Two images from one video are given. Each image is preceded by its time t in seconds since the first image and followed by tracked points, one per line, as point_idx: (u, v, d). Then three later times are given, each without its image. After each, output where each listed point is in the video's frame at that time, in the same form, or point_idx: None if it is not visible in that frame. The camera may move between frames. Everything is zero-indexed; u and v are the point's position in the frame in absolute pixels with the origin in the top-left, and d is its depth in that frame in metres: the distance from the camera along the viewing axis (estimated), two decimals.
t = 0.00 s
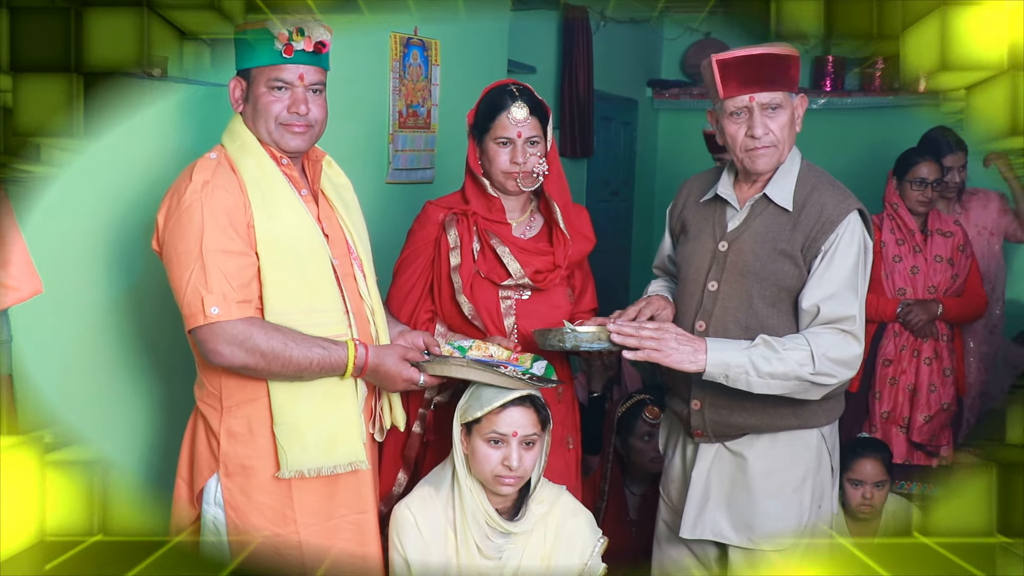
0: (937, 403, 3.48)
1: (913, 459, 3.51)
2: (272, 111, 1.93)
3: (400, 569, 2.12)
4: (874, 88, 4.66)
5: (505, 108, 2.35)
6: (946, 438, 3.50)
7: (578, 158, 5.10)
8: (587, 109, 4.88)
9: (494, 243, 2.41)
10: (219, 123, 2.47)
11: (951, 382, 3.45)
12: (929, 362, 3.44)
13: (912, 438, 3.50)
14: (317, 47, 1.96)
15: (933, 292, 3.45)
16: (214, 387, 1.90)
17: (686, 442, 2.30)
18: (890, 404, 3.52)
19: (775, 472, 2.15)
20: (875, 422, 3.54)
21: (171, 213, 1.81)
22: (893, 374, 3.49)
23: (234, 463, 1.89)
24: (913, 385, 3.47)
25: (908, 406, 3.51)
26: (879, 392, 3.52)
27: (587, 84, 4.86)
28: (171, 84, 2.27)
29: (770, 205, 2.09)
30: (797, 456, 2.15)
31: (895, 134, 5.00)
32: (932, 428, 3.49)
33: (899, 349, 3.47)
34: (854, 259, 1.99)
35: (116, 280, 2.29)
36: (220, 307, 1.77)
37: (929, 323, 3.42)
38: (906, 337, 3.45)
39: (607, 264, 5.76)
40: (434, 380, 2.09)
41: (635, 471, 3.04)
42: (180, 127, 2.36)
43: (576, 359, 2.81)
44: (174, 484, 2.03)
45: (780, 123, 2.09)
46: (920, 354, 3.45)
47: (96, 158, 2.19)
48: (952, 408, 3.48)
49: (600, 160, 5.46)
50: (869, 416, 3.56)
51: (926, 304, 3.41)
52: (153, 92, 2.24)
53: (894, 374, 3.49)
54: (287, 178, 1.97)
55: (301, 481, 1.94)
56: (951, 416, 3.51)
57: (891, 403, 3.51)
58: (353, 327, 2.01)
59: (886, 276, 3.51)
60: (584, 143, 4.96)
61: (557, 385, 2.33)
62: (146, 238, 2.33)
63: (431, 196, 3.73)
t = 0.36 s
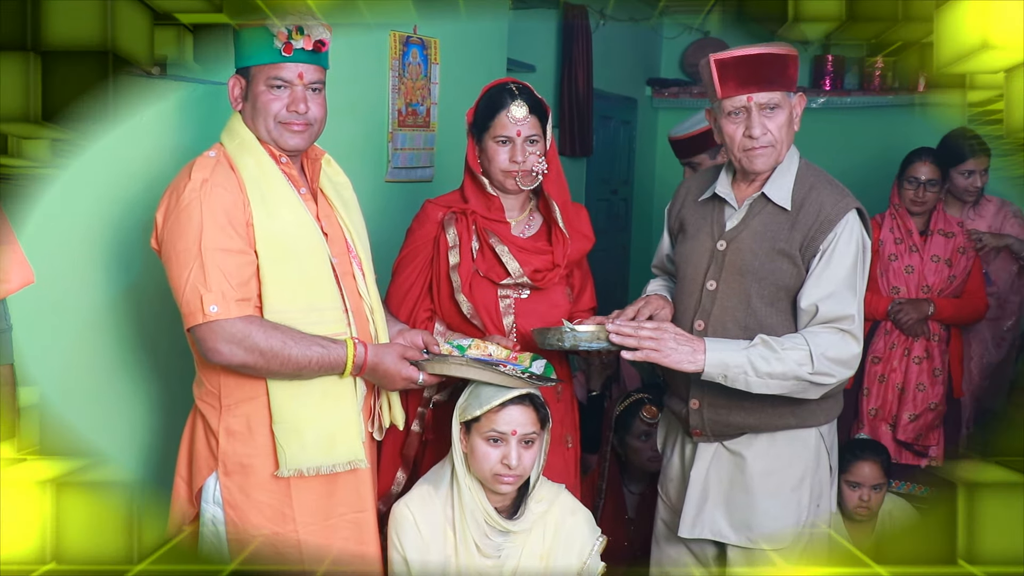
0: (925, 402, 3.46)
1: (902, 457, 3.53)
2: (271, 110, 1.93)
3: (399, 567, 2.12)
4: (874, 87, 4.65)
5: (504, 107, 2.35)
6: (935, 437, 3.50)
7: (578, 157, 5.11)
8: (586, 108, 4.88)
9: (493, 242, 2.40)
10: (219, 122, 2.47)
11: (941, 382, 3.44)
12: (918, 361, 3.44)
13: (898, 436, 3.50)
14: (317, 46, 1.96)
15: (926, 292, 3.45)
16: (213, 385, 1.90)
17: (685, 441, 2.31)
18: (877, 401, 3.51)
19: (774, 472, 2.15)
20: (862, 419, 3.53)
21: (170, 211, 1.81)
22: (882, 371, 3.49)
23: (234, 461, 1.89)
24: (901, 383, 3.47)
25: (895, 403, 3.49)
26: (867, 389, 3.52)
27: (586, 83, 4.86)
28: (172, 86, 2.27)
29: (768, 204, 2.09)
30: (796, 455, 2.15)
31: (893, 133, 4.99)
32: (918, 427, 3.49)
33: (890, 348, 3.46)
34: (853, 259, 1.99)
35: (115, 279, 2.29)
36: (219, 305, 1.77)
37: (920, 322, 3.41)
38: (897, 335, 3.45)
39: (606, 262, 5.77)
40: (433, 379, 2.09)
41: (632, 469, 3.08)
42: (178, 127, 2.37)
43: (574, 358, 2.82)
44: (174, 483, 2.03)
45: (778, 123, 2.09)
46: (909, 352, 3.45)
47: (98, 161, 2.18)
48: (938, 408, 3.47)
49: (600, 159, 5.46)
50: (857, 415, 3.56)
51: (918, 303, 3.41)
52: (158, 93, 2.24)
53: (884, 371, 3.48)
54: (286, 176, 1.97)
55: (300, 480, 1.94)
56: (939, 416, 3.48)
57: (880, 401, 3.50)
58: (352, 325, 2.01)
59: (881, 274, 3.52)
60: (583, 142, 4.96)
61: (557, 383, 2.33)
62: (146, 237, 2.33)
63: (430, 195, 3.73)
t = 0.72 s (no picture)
0: (913, 398, 3.46)
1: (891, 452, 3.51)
2: (273, 104, 1.93)
3: (399, 563, 2.12)
4: (875, 83, 4.64)
5: (505, 102, 2.35)
6: (923, 434, 3.49)
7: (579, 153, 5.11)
8: (587, 103, 4.88)
9: (494, 237, 2.40)
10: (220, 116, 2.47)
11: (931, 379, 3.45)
12: (909, 358, 3.44)
13: (885, 430, 3.47)
14: (319, 40, 1.95)
15: (920, 289, 3.45)
16: (214, 380, 1.90)
17: (684, 437, 2.31)
18: (869, 396, 3.50)
19: (773, 468, 2.15)
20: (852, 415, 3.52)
21: (171, 205, 1.80)
22: (873, 367, 3.48)
23: (234, 456, 1.89)
24: (891, 379, 3.46)
25: (886, 399, 3.47)
26: (858, 384, 3.52)
27: (587, 78, 4.86)
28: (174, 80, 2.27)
29: (768, 200, 2.09)
30: (795, 451, 2.15)
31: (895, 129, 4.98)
32: (906, 423, 3.46)
33: (880, 343, 3.47)
34: (853, 255, 1.99)
35: (116, 274, 2.29)
36: (220, 300, 1.77)
37: (912, 318, 3.41)
38: (888, 331, 3.45)
39: (607, 258, 5.77)
40: (434, 374, 2.08)
41: (632, 465, 3.09)
42: (181, 121, 2.36)
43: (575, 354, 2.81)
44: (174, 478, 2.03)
45: (778, 119, 2.09)
46: (901, 348, 3.44)
47: (98, 156, 2.18)
48: (928, 405, 3.46)
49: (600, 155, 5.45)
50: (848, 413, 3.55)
51: (910, 299, 3.41)
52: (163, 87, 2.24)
53: (874, 367, 3.48)
54: (288, 171, 1.97)
55: (300, 474, 1.94)
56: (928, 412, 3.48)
57: (869, 395, 3.49)
58: (353, 320, 2.01)
59: (878, 269, 3.53)
60: (584, 138, 4.95)
61: (558, 379, 2.32)
62: (146, 232, 2.33)
63: (432, 190, 3.73)
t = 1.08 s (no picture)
0: (914, 397, 3.44)
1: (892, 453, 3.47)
2: (276, 104, 1.93)
3: (401, 562, 2.12)
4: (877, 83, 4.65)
5: (509, 102, 2.35)
6: (923, 433, 3.49)
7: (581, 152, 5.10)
8: (590, 103, 4.87)
9: (497, 237, 2.40)
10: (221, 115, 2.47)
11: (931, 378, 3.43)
12: (909, 357, 3.43)
13: (887, 431, 3.46)
14: (322, 39, 1.95)
15: (919, 289, 3.45)
16: (217, 379, 1.90)
17: (685, 437, 2.30)
18: (869, 397, 3.48)
19: (774, 467, 2.15)
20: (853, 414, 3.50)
21: (174, 204, 1.80)
22: (873, 367, 3.47)
23: (237, 455, 1.89)
24: (892, 379, 3.45)
25: (886, 399, 3.46)
26: (858, 385, 3.50)
27: (590, 77, 4.86)
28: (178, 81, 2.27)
29: (769, 200, 2.09)
30: (796, 450, 2.15)
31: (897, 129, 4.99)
32: (908, 422, 3.46)
33: (880, 343, 3.47)
34: (855, 255, 1.98)
35: (119, 273, 2.29)
36: (222, 299, 1.77)
37: (911, 318, 3.41)
38: (888, 331, 3.45)
39: (609, 257, 5.76)
40: (436, 374, 2.08)
41: (636, 464, 3.06)
42: (183, 121, 2.37)
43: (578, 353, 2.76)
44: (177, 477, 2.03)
45: (779, 118, 2.08)
46: (900, 348, 3.44)
47: (105, 158, 2.18)
48: (929, 405, 3.44)
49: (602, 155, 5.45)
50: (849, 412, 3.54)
51: (909, 299, 3.40)
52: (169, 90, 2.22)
53: (874, 367, 3.47)
54: (291, 170, 1.96)
55: (303, 474, 1.94)
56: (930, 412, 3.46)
57: (870, 396, 3.48)
58: (357, 320, 2.01)
59: (876, 269, 3.52)
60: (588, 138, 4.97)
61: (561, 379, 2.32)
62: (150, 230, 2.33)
63: (434, 189, 3.73)
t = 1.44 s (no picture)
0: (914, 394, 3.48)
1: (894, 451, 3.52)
2: (278, 103, 1.92)
3: (402, 561, 2.12)
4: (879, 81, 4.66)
5: (510, 101, 2.35)
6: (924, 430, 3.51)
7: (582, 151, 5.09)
8: (591, 101, 4.87)
9: (499, 236, 2.40)
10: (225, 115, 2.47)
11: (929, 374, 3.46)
12: (907, 354, 3.45)
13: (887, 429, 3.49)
14: (324, 39, 1.95)
15: (912, 285, 3.44)
16: (220, 379, 1.89)
17: (686, 435, 2.30)
18: (868, 396, 3.52)
19: (775, 465, 2.15)
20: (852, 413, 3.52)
21: (176, 204, 1.80)
22: (870, 366, 3.49)
23: (239, 455, 1.89)
24: (890, 377, 3.48)
25: (885, 396, 3.50)
26: (857, 383, 3.53)
27: (590, 76, 4.85)
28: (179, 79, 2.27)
29: (770, 198, 2.08)
30: (797, 449, 2.15)
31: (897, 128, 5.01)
32: (908, 420, 3.48)
33: (877, 341, 3.47)
34: (856, 253, 1.98)
35: (121, 274, 2.29)
36: (225, 299, 1.77)
37: (906, 315, 3.42)
38: (885, 328, 3.45)
39: (610, 256, 5.76)
40: (438, 374, 2.09)
41: (638, 463, 3.06)
42: (185, 120, 2.36)
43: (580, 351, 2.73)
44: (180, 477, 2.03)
45: (779, 116, 2.08)
46: (898, 345, 3.46)
47: (102, 157, 2.19)
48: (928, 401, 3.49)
49: (604, 153, 5.45)
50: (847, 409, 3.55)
51: (904, 295, 3.40)
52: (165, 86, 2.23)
53: (871, 367, 3.49)
54: (293, 170, 1.96)
55: (305, 474, 1.94)
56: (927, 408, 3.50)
57: (869, 394, 3.51)
58: (359, 320, 2.01)
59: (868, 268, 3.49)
60: (589, 137, 4.97)
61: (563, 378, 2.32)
62: (151, 231, 2.33)
63: (435, 188, 3.72)
